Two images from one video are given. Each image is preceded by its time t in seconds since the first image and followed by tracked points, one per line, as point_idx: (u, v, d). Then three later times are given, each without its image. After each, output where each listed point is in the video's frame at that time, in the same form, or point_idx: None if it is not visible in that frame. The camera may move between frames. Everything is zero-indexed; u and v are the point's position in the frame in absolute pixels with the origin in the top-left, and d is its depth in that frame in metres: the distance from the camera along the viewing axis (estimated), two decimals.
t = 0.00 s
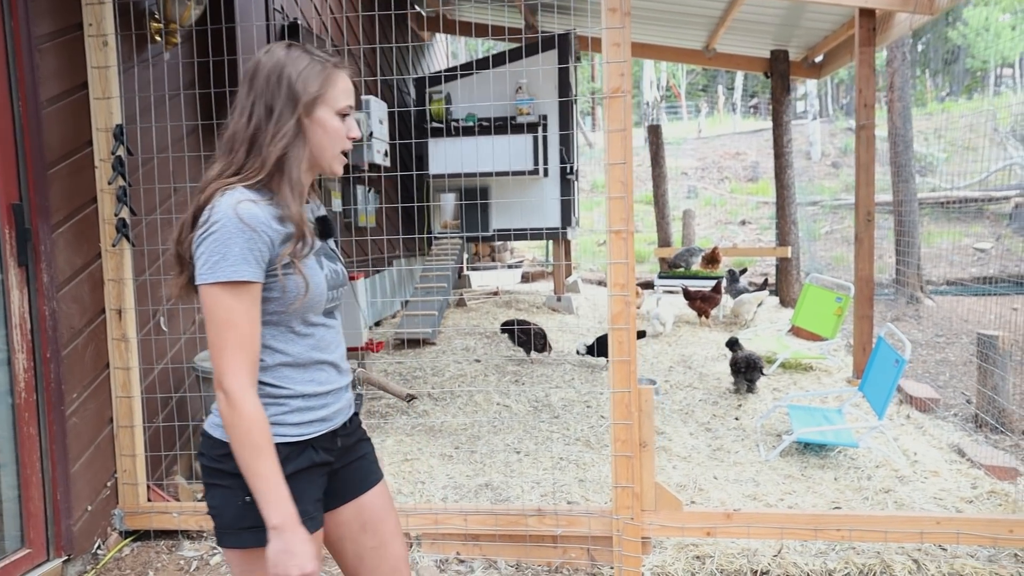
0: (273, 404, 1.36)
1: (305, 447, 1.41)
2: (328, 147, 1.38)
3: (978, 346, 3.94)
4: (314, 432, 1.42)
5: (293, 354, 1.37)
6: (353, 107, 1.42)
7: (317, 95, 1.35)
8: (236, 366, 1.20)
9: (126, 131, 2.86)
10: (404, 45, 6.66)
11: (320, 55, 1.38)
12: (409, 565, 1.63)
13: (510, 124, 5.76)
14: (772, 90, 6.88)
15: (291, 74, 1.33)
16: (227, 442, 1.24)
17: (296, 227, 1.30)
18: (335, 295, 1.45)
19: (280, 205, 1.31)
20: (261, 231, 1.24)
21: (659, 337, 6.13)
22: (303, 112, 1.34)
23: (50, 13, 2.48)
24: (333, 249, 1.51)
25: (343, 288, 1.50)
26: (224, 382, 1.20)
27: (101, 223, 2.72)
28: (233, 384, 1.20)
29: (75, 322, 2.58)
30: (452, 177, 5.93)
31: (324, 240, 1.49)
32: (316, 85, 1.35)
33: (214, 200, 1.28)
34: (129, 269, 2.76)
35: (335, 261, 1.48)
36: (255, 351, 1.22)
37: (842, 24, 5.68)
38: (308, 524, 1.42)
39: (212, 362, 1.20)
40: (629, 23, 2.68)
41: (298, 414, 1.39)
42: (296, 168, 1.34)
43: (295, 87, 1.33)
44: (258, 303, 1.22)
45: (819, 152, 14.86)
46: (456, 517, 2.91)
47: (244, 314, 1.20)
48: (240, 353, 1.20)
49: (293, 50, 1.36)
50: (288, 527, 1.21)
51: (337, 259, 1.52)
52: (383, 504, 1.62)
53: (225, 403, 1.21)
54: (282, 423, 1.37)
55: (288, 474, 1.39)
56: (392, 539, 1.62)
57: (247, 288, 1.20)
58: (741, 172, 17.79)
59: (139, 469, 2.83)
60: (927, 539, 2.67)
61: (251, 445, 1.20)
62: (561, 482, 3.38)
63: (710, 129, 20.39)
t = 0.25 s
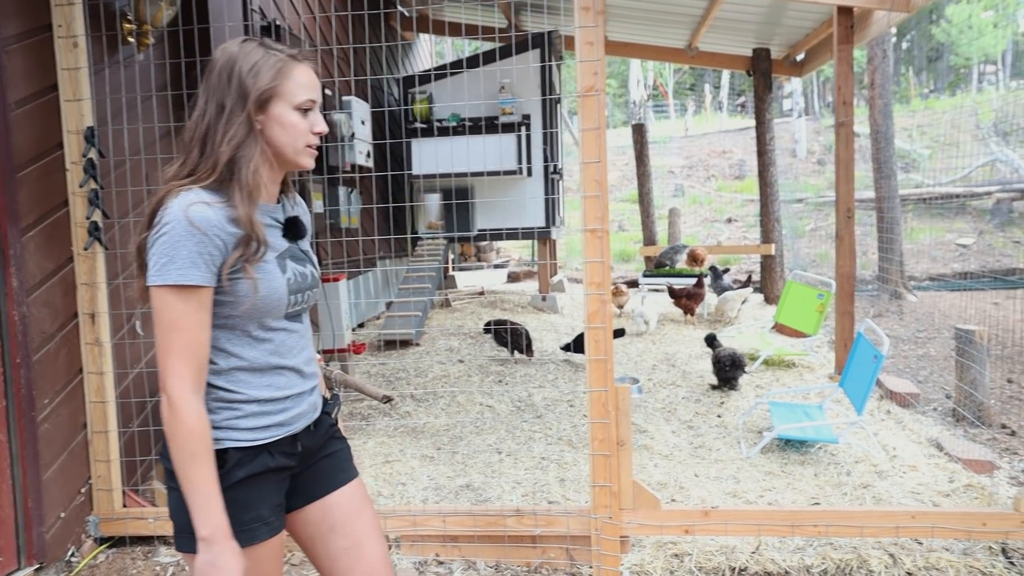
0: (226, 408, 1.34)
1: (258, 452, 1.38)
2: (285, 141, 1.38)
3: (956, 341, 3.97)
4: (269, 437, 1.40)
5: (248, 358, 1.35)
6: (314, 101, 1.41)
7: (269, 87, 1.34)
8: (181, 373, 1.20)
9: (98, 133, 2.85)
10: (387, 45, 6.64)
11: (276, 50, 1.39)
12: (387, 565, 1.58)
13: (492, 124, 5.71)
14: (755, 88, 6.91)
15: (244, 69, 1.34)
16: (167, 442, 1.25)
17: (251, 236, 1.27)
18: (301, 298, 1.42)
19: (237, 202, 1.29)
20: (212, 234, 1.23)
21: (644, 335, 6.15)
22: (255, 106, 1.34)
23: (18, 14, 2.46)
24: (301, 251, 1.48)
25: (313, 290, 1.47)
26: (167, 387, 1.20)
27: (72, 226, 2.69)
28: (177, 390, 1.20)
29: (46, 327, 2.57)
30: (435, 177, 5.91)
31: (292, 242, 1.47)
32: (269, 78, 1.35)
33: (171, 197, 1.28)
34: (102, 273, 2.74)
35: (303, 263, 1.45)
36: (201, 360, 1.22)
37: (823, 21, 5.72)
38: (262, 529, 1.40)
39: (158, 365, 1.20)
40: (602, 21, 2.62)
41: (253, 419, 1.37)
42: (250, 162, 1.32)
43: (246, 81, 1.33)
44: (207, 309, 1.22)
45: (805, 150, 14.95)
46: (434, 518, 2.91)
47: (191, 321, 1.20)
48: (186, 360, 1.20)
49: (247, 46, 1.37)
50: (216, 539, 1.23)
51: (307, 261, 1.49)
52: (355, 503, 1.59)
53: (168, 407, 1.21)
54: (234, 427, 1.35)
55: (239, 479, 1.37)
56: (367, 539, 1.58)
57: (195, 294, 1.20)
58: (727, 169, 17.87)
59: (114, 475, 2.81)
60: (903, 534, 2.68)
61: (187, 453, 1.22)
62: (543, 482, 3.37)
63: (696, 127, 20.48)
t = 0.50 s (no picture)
0: (186, 410, 1.34)
1: (219, 456, 1.37)
2: (241, 140, 1.36)
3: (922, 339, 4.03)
4: (231, 441, 1.38)
5: (209, 360, 1.34)
6: (272, 95, 1.39)
7: (220, 84, 1.32)
8: (130, 375, 1.20)
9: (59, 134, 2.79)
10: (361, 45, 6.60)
11: (229, 45, 1.37)
12: None
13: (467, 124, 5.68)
14: (727, 89, 6.97)
15: (195, 65, 1.32)
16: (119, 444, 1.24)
17: (198, 241, 1.24)
18: (262, 298, 1.39)
19: (191, 198, 1.26)
20: (161, 234, 1.22)
21: (619, 335, 6.18)
22: (207, 102, 1.32)
23: None
24: (269, 250, 1.45)
25: (281, 289, 1.45)
26: (118, 389, 1.20)
27: (32, 228, 2.65)
28: (126, 392, 1.19)
29: (5, 331, 2.52)
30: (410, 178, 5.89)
31: (259, 240, 1.44)
32: (221, 75, 1.33)
33: (124, 196, 1.27)
34: (63, 275, 2.69)
35: (269, 263, 1.43)
36: (152, 362, 1.21)
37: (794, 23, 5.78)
38: (223, 534, 1.38)
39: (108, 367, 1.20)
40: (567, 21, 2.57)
41: (214, 422, 1.36)
42: (203, 158, 1.30)
43: (197, 78, 1.32)
44: (159, 310, 1.21)
45: (779, 150, 15.12)
46: (403, 520, 2.90)
47: (140, 322, 1.19)
48: (136, 362, 1.20)
49: (200, 42, 1.35)
50: (166, 543, 1.21)
51: (276, 260, 1.47)
52: (317, 511, 1.55)
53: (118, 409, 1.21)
54: (196, 430, 1.35)
55: (199, 483, 1.36)
56: (325, 548, 1.53)
57: (146, 295, 1.19)
58: (703, 169, 18.02)
59: (77, 480, 2.77)
60: (868, 529, 2.71)
61: (137, 456, 1.21)
62: (515, 482, 3.37)
63: (673, 127, 20.62)
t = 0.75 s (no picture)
0: (168, 411, 1.31)
1: (199, 458, 1.34)
2: (182, 132, 1.30)
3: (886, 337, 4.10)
4: (212, 443, 1.35)
5: (192, 359, 1.32)
6: (208, 84, 1.32)
7: (152, 82, 1.29)
8: (113, 371, 1.17)
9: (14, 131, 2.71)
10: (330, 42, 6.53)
11: (166, 41, 1.32)
12: None
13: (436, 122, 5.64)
14: (696, 89, 7.03)
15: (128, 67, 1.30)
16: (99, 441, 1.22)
17: (173, 238, 1.21)
18: (246, 296, 1.36)
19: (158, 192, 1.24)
20: (140, 227, 1.19)
21: (590, 333, 6.20)
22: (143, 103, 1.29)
23: None
24: (254, 248, 1.43)
25: (266, 287, 1.42)
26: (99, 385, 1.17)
27: None
28: (107, 389, 1.17)
29: None
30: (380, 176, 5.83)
31: (243, 237, 1.42)
32: (152, 72, 1.29)
33: (99, 193, 1.24)
34: (19, 276, 2.62)
35: (255, 260, 1.40)
36: (135, 358, 1.19)
37: (761, 24, 5.85)
38: (203, 539, 1.35)
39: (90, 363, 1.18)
40: (532, 20, 2.56)
41: (195, 423, 1.33)
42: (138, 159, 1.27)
43: (131, 80, 1.29)
44: (141, 306, 1.19)
45: (749, 150, 15.30)
46: (370, 521, 2.86)
47: (122, 318, 1.17)
48: (118, 358, 1.17)
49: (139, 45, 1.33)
50: (143, 544, 1.19)
51: (262, 258, 1.44)
52: (302, 516, 1.52)
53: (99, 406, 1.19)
54: (176, 431, 1.32)
55: (178, 486, 1.33)
56: (311, 553, 1.49)
57: (127, 290, 1.17)
58: (675, 168, 18.18)
59: (34, 485, 2.70)
60: (830, 523, 2.74)
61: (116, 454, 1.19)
62: (484, 481, 3.35)
63: (646, 126, 20.76)
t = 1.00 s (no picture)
0: (194, 415, 1.30)
1: (224, 464, 1.31)
2: (187, 140, 1.31)
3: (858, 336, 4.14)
4: (237, 449, 1.33)
5: (216, 362, 1.30)
6: (211, 92, 1.32)
7: (158, 91, 1.31)
8: (138, 376, 1.18)
9: None
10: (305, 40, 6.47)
11: (172, 52, 1.34)
12: None
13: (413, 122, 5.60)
14: (673, 90, 7.08)
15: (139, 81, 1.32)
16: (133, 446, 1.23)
17: (187, 234, 1.21)
18: (270, 298, 1.33)
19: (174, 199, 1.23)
20: (156, 232, 1.18)
21: (567, 333, 6.21)
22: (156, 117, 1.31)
23: None
24: (277, 251, 1.39)
25: (291, 290, 1.38)
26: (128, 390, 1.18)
27: None
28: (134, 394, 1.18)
29: None
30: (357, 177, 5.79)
31: (266, 240, 1.38)
32: (158, 82, 1.31)
33: (123, 197, 1.24)
34: None
35: (278, 263, 1.37)
36: (160, 362, 1.19)
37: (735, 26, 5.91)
38: (224, 547, 1.32)
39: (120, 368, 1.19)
40: (506, 21, 2.54)
41: (221, 429, 1.31)
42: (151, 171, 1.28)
43: (140, 91, 1.32)
44: (162, 309, 1.19)
45: (726, 150, 15.43)
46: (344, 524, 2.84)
47: (143, 322, 1.17)
48: (143, 363, 1.18)
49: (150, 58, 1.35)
50: (177, 546, 1.20)
51: (285, 262, 1.41)
52: (328, 530, 1.50)
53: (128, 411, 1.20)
54: (202, 436, 1.30)
55: (203, 491, 1.31)
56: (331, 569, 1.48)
57: (146, 294, 1.17)
58: (653, 169, 18.29)
59: None
60: (803, 522, 2.77)
61: (147, 460, 1.19)
62: (460, 483, 3.34)
63: (624, 127, 20.84)
